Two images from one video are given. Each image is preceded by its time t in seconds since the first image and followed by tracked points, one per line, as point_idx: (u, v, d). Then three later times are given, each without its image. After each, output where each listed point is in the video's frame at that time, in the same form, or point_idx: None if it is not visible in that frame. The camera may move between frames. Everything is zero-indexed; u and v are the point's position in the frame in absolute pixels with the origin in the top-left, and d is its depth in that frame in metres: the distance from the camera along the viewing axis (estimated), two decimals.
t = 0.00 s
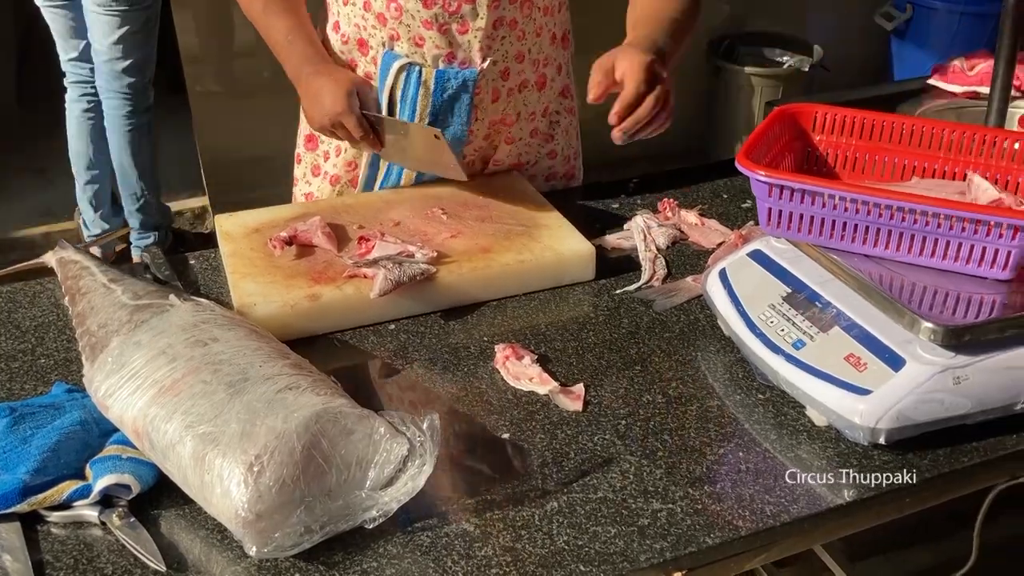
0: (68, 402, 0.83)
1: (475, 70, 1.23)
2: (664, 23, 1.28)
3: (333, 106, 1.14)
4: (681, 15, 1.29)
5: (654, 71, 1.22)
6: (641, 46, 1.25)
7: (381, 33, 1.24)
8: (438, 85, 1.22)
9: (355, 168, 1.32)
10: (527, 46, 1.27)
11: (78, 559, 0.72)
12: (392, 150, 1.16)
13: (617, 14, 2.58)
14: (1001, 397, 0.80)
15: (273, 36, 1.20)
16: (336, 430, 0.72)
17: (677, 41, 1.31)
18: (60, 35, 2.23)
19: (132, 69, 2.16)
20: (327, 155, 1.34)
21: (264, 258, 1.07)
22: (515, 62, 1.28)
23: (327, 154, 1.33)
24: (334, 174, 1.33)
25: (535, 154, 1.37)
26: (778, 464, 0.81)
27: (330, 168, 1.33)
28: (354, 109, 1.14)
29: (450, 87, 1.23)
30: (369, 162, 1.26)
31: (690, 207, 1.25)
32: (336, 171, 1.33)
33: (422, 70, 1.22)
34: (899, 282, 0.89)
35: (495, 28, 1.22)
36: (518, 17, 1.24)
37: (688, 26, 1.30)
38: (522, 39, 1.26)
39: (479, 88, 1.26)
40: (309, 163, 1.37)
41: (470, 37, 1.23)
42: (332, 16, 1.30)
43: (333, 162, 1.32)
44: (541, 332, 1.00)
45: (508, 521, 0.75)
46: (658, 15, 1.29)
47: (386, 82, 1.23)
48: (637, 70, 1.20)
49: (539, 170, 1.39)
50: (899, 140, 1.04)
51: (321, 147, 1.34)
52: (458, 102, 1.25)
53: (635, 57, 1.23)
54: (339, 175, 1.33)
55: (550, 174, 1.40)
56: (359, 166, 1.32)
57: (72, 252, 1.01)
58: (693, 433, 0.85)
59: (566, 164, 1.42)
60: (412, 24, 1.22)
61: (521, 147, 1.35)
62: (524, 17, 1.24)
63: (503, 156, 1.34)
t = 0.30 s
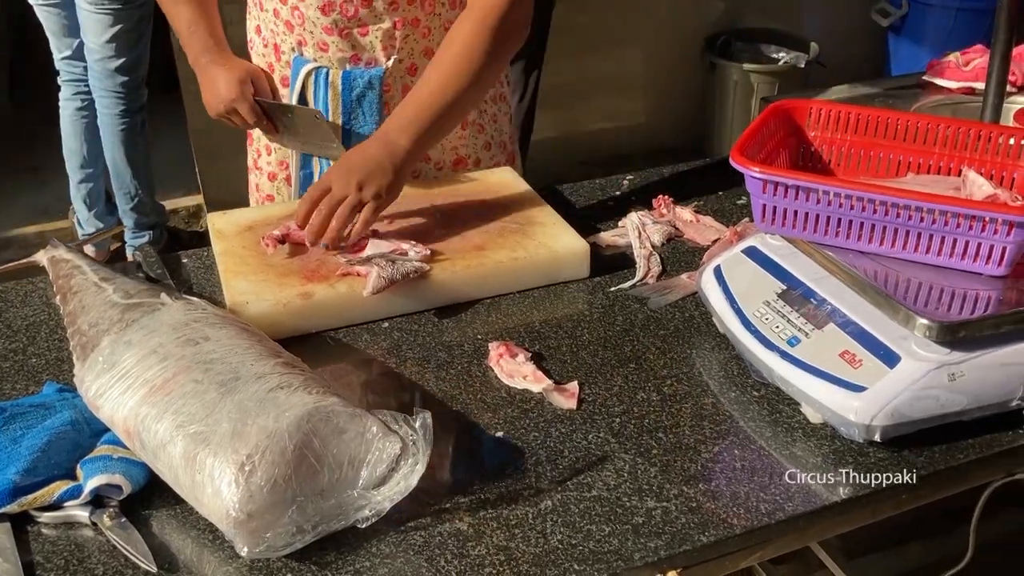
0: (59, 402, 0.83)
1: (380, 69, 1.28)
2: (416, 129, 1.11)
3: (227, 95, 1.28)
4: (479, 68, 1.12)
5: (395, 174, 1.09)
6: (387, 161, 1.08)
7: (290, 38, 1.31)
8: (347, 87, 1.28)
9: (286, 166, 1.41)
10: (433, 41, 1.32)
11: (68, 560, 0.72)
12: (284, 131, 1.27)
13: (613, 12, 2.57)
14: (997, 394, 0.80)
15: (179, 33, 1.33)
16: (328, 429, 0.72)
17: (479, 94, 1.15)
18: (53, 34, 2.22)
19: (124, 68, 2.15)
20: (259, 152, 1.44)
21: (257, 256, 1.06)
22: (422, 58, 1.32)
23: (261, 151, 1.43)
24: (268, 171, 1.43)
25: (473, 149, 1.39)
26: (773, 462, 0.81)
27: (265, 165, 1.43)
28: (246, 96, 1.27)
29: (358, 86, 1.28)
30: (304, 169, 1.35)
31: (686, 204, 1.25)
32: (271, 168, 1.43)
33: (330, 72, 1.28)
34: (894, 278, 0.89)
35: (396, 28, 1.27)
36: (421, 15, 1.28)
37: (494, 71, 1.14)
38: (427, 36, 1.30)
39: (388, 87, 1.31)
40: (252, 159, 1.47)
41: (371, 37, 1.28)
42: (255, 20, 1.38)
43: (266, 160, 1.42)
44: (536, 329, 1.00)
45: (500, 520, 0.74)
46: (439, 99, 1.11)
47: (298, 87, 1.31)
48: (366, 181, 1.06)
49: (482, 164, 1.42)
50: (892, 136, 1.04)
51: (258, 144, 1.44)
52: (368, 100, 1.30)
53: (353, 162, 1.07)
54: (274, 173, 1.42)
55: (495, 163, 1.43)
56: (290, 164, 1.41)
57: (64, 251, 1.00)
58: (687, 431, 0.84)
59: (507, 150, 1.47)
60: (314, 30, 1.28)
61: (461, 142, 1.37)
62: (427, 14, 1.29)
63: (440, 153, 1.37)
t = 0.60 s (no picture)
0: (58, 400, 0.82)
1: (336, 65, 1.30)
2: (398, 130, 1.17)
3: (182, 96, 1.27)
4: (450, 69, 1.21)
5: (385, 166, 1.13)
6: (381, 154, 1.13)
7: (245, 39, 1.32)
8: (302, 85, 1.30)
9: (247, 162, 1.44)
10: (387, 35, 1.33)
11: (67, 561, 0.71)
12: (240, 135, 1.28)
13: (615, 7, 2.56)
14: (1006, 393, 0.79)
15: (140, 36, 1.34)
16: (328, 429, 0.71)
17: (447, 100, 1.22)
18: (54, 30, 2.21)
19: (124, 65, 2.14)
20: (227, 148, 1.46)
21: (258, 252, 1.05)
22: (376, 52, 1.33)
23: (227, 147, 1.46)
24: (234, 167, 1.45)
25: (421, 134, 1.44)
26: (779, 461, 0.80)
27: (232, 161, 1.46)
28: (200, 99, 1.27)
29: (314, 83, 1.30)
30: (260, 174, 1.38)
31: (689, 200, 1.24)
32: (236, 164, 1.46)
33: (285, 71, 1.30)
34: (902, 276, 0.88)
35: (349, 25, 1.29)
36: (373, 11, 1.29)
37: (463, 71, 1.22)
38: (381, 30, 1.32)
39: (344, 82, 1.32)
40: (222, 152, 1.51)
41: (324, 35, 1.29)
42: (212, 20, 1.39)
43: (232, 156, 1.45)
44: (538, 327, 0.99)
45: (503, 520, 0.74)
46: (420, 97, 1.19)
47: (255, 87, 1.32)
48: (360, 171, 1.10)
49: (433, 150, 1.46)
50: (900, 131, 1.03)
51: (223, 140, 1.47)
52: (324, 97, 1.31)
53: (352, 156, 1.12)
54: (238, 168, 1.46)
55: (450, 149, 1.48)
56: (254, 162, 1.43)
57: (64, 248, 1.00)
58: (692, 430, 0.83)
59: (464, 136, 1.50)
60: (268, 31, 1.29)
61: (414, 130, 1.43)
62: (379, 10, 1.30)
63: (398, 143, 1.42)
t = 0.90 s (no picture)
0: (59, 400, 0.81)
1: (348, 54, 1.28)
2: (478, 89, 1.24)
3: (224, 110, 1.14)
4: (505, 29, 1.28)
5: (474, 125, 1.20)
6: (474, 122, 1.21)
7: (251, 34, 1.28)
8: (316, 77, 1.27)
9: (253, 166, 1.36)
10: (395, 22, 1.31)
11: (67, 564, 0.70)
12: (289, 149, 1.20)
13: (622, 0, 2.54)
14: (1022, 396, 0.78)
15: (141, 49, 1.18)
16: (333, 431, 0.70)
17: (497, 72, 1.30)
18: (59, 23, 2.20)
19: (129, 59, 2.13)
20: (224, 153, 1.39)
21: (262, 250, 1.04)
22: (386, 40, 1.31)
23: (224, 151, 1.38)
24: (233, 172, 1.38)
25: (422, 122, 1.43)
26: (791, 465, 0.79)
27: (230, 167, 1.38)
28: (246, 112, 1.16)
29: (326, 74, 1.27)
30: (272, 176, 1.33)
31: (698, 197, 1.22)
32: (237, 169, 1.38)
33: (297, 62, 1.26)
34: (915, 276, 0.86)
35: (360, 13, 1.27)
36: None
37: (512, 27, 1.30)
38: (390, 17, 1.30)
39: (356, 71, 1.31)
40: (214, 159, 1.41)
41: (336, 24, 1.27)
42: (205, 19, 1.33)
43: (232, 161, 1.37)
44: (545, 326, 0.97)
45: (510, 524, 0.72)
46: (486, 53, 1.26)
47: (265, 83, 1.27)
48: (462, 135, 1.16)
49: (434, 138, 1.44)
50: (912, 128, 1.02)
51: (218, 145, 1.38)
52: (338, 86, 1.28)
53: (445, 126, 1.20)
54: (240, 172, 1.38)
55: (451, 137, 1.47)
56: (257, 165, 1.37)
57: (65, 244, 0.98)
58: (702, 432, 0.82)
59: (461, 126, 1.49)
60: (277, 22, 1.25)
61: (417, 118, 1.42)
62: None
63: (405, 131, 1.40)
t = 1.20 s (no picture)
0: (59, 403, 0.79)
1: (377, 48, 1.24)
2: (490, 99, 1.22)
3: (311, 101, 1.04)
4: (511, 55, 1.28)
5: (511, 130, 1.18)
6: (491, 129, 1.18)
7: (278, 28, 1.20)
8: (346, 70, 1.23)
9: (266, 166, 1.31)
10: (419, 15, 1.28)
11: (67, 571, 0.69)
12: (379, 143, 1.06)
13: None
14: None
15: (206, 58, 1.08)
16: (338, 438, 0.68)
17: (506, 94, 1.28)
18: (65, 15, 2.18)
19: (136, 52, 2.11)
20: (229, 154, 1.33)
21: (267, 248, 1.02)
22: (411, 33, 1.28)
23: (233, 153, 1.32)
24: (245, 172, 1.33)
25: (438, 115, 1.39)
26: (807, 474, 0.77)
27: (239, 167, 1.33)
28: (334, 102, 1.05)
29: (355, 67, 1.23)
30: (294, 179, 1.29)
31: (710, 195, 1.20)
32: (249, 169, 1.33)
33: (327, 56, 1.22)
34: (935, 280, 0.84)
35: (391, 3, 1.22)
36: None
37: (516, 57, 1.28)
38: (414, 10, 1.27)
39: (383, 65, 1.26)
40: (217, 162, 1.36)
41: (367, 16, 1.22)
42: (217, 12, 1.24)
43: (242, 161, 1.32)
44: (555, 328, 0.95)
45: (519, 533, 0.71)
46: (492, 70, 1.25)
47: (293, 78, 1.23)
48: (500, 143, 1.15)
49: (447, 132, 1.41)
50: (932, 128, 0.99)
51: (224, 146, 1.33)
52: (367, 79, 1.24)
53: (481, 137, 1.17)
54: (252, 173, 1.33)
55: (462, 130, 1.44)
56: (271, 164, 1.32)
57: (68, 241, 0.97)
58: (715, 439, 0.80)
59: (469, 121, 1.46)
60: (308, 14, 1.18)
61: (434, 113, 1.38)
62: None
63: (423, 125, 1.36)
